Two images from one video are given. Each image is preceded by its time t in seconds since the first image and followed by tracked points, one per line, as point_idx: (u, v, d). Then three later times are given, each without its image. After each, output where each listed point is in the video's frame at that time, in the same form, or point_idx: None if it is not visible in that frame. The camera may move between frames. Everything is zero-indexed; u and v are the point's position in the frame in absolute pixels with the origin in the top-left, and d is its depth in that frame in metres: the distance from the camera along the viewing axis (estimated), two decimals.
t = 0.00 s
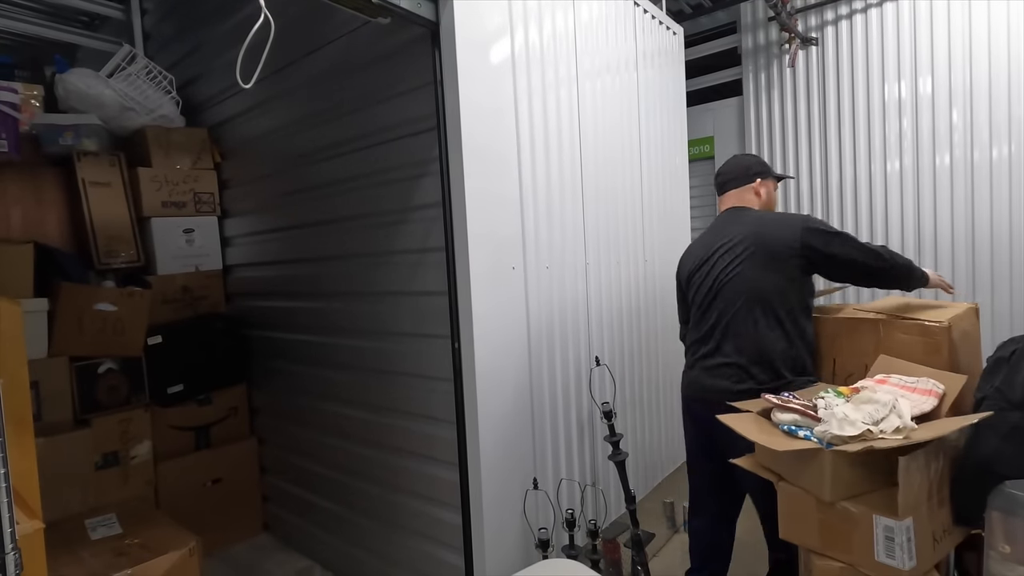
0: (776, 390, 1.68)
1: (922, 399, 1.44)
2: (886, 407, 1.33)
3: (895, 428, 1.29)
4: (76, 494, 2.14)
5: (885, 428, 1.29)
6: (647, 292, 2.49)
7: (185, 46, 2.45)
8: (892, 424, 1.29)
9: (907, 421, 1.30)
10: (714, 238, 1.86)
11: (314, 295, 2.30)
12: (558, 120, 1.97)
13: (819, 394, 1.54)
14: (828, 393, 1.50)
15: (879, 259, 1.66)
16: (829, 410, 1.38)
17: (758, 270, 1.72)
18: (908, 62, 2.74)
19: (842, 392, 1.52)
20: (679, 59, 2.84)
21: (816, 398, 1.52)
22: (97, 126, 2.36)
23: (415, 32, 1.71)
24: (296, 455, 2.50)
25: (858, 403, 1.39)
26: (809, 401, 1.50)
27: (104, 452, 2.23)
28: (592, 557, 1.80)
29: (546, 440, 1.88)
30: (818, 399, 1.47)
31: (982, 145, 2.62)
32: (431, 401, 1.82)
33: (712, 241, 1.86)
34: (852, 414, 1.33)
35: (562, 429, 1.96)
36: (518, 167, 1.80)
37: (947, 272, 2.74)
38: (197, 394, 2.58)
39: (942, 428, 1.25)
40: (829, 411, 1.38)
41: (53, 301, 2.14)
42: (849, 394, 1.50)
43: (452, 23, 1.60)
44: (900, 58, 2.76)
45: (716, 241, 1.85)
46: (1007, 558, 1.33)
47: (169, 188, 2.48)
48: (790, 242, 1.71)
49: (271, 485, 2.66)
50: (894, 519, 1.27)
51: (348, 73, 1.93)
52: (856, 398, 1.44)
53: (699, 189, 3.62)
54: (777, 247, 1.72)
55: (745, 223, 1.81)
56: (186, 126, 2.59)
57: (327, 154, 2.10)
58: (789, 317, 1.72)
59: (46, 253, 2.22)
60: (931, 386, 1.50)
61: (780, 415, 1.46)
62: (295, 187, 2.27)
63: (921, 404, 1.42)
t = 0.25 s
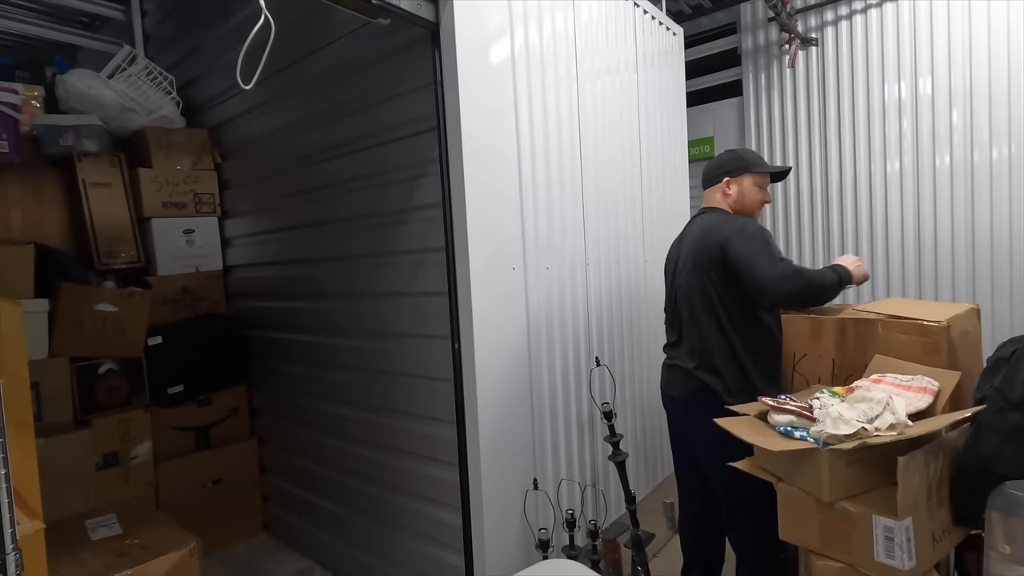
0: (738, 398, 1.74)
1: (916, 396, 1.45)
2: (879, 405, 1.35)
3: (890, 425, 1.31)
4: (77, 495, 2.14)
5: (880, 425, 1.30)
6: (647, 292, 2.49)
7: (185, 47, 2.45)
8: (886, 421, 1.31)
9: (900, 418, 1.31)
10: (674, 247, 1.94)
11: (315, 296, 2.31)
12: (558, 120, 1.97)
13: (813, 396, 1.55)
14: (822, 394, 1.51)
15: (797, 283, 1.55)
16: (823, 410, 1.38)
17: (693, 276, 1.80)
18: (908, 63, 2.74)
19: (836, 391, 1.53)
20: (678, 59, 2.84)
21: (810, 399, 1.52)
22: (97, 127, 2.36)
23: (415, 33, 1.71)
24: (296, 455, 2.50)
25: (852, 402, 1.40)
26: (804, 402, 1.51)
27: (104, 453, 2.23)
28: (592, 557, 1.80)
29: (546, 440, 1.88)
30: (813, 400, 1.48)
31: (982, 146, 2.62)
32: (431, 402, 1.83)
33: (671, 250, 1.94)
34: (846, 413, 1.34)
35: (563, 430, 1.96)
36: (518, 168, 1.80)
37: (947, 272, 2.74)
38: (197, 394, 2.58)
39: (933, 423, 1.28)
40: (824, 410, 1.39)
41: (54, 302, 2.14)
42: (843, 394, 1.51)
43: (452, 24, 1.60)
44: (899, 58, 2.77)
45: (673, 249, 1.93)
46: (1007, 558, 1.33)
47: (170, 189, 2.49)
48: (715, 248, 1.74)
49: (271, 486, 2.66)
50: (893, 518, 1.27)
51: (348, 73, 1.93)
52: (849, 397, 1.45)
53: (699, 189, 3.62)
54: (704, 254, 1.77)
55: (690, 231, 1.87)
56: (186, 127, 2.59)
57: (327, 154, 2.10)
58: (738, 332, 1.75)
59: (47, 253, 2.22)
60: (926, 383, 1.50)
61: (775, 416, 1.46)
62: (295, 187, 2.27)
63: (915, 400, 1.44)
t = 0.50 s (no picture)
0: (732, 401, 1.73)
1: (922, 399, 1.45)
2: (886, 408, 1.35)
3: (895, 428, 1.31)
4: (78, 494, 2.14)
5: (886, 428, 1.31)
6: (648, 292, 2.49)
7: (187, 47, 2.46)
8: (893, 425, 1.31)
9: (907, 421, 1.32)
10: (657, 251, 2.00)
11: (316, 296, 2.31)
12: (559, 120, 1.97)
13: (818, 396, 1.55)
14: (828, 394, 1.51)
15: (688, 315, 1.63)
16: (828, 412, 1.38)
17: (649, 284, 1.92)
18: (910, 63, 2.74)
19: (842, 392, 1.53)
20: (680, 59, 2.84)
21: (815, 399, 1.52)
22: (98, 127, 2.36)
23: (416, 32, 1.71)
24: (298, 455, 2.50)
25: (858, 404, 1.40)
26: (809, 402, 1.51)
27: (106, 453, 2.23)
28: (592, 558, 1.80)
29: (547, 440, 1.88)
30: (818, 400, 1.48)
31: (984, 145, 2.61)
32: (432, 402, 1.83)
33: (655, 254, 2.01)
34: (852, 415, 1.34)
35: (564, 430, 1.96)
36: (518, 168, 1.80)
37: (949, 272, 2.73)
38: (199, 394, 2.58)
39: (941, 427, 1.28)
40: (830, 411, 1.39)
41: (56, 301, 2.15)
42: (849, 395, 1.51)
43: (453, 23, 1.60)
44: (902, 58, 2.76)
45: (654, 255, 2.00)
46: (1008, 559, 1.32)
47: (171, 189, 2.49)
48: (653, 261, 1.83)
49: (272, 485, 2.66)
50: (895, 519, 1.27)
51: (349, 73, 1.93)
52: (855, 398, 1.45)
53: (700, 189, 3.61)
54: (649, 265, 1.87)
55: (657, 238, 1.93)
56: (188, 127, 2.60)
57: (328, 154, 2.10)
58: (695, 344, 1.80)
59: (48, 253, 2.22)
60: (931, 386, 1.50)
61: (780, 415, 1.46)
62: (296, 187, 2.27)
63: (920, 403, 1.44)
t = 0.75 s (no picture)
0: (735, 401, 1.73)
1: (925, 400, 1.44)
2: (888, 408, 1.35)
3: (898, 427, 1.30)
4: (83, 493, 2.15)
5: (889, 428, 1.30)
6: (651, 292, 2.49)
7: (191, 47, 2.46)
8: (895, 425, 1.31)
9: (909, 421, 1.31)
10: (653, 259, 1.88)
11: (320, 295, 2.31)
12: (563, 120, 1.97)
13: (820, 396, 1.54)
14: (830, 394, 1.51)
15: (621, 331, 1.56)
16: (831, 412, 1.37)
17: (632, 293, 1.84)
18: (916, 62, 2.72)
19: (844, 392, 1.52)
20: (683, 59, 2.83)
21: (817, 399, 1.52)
22: (104, 127, 2.38)
23: (419, 33, 1.71)
24: (301, 454, 2.50)
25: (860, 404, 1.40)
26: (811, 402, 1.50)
27: (111, 452, 2.24)
28: (595, 558, 1.80)
29: (550, 440, 1.88)
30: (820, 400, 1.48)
31: (990, 146, 2.60)
32: (436, 402, 1.83)
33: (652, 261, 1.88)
34: (855, 415, 1.34)
35: (567, 430, 1.96)
36: (522, 168, 1.79)
37: (955, 273, 2.72)
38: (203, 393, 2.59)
39: (943, 426, 1.27)
40: (832, 412, 1.39)
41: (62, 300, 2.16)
42: (851, 395, 1.50)
43: (457, 23, 1.60)
44: (907, 57, 2.75)
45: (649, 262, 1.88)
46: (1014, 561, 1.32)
47: (176, 188, 2.50)
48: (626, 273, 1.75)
49: (276, 484, 2.67)
50: (900, 520, 1.27)
51: (353, 73, 1.93)
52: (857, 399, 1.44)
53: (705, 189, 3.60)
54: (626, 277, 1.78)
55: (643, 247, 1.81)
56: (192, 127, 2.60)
57: (332, 154, 2.10)
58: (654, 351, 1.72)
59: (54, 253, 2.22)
60: (936, 387, 1.49)
61: (782, 416, 1.45)
62: (300, 187, 2.28)
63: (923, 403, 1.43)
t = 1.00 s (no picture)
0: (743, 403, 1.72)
1: (935, 403, 1.43)
2: (898, 411, 1.34)
3: (909, 430, 1.29)
4: (92, 490, 2.17)
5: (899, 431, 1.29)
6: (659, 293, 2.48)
7: (201, 48, 2.48)
8: (906, 428, 1.30)
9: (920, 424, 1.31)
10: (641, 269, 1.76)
11: (327, 295, 2.32)
12: (570, 120, 1.97)
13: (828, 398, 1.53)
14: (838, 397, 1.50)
15: (576, 344, 1.49)
16: (840, 414, 1.37)
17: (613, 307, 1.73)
18: (927, 62, 2.70)
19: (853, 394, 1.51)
20: (691, 59, 2.82)
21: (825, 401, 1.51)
22: (115, 127, 2.40)
23: (427, 33, 1.72)
24: (308, 453, 2.51)
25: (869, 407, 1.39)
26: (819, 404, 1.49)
27: (120, 449, 2.26)
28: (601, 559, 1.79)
29: (557, 441, 1.88)
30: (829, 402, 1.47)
31: (1001, 146, 2.57)
32: (442, 401, 1.83)
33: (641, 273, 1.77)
34: (864, 418, 1.33)
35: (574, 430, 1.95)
36: (529, 168, 1.79)
37: (965, 275, 2.69)
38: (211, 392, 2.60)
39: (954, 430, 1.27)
40: (841, 413, 1.38)
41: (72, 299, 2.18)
42: (860, 397, 1.49)
43: (465, 23, 1.60)
44: (918, 57, 2.72)
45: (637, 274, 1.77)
46: None
47: (185, 188, 2.51)
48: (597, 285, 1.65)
49: (283, 483, 2.68)
50: (909, 524, 1.26)
51: (361, 73, 1.94)
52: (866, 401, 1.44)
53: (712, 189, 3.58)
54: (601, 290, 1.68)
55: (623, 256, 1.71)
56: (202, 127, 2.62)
57: (341, 154, 2.11)
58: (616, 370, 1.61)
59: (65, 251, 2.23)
60: (946, 389, 1.47)
61: (790, 417, 1.44)
62: (309, 187, 2.29)
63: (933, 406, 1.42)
